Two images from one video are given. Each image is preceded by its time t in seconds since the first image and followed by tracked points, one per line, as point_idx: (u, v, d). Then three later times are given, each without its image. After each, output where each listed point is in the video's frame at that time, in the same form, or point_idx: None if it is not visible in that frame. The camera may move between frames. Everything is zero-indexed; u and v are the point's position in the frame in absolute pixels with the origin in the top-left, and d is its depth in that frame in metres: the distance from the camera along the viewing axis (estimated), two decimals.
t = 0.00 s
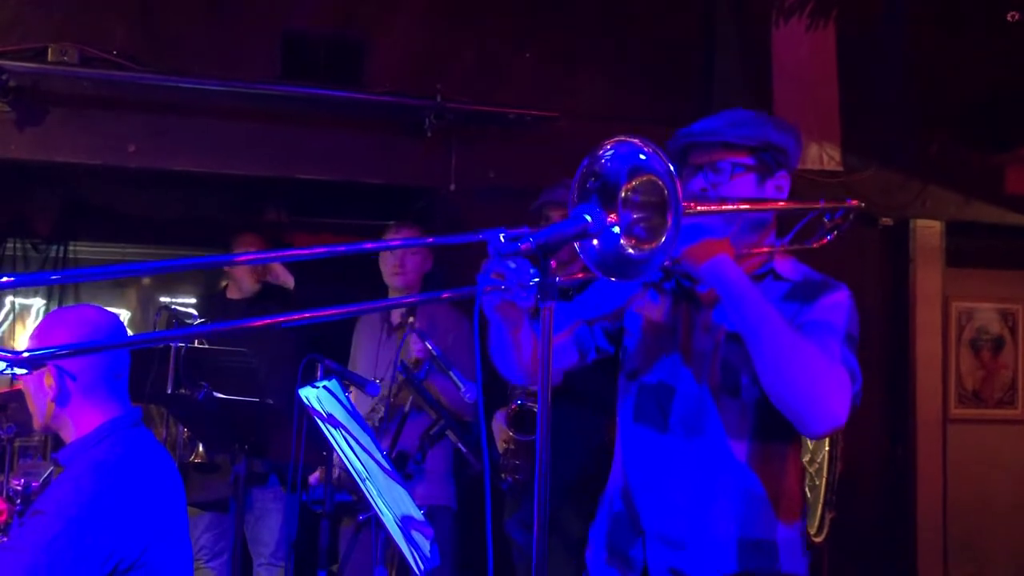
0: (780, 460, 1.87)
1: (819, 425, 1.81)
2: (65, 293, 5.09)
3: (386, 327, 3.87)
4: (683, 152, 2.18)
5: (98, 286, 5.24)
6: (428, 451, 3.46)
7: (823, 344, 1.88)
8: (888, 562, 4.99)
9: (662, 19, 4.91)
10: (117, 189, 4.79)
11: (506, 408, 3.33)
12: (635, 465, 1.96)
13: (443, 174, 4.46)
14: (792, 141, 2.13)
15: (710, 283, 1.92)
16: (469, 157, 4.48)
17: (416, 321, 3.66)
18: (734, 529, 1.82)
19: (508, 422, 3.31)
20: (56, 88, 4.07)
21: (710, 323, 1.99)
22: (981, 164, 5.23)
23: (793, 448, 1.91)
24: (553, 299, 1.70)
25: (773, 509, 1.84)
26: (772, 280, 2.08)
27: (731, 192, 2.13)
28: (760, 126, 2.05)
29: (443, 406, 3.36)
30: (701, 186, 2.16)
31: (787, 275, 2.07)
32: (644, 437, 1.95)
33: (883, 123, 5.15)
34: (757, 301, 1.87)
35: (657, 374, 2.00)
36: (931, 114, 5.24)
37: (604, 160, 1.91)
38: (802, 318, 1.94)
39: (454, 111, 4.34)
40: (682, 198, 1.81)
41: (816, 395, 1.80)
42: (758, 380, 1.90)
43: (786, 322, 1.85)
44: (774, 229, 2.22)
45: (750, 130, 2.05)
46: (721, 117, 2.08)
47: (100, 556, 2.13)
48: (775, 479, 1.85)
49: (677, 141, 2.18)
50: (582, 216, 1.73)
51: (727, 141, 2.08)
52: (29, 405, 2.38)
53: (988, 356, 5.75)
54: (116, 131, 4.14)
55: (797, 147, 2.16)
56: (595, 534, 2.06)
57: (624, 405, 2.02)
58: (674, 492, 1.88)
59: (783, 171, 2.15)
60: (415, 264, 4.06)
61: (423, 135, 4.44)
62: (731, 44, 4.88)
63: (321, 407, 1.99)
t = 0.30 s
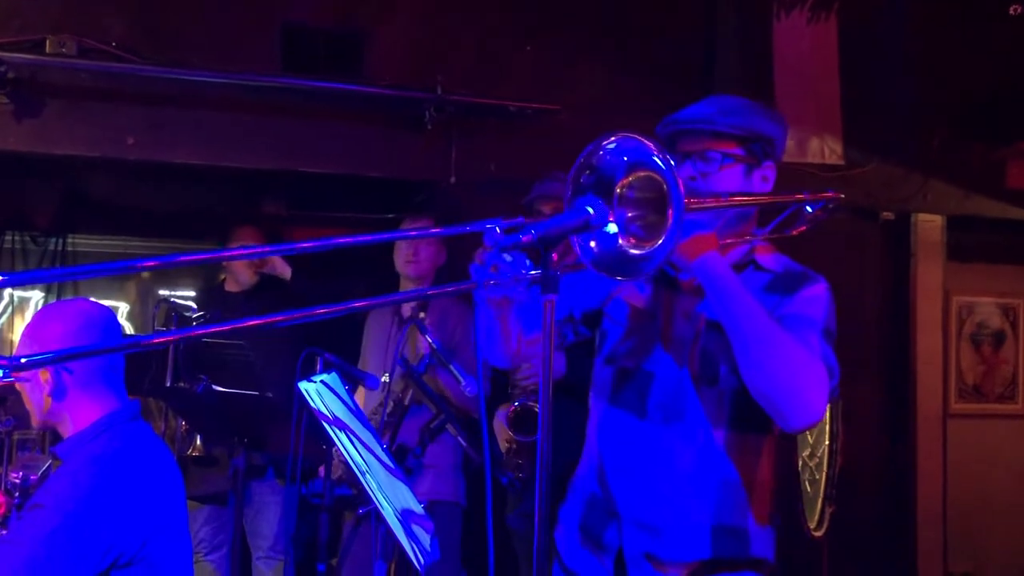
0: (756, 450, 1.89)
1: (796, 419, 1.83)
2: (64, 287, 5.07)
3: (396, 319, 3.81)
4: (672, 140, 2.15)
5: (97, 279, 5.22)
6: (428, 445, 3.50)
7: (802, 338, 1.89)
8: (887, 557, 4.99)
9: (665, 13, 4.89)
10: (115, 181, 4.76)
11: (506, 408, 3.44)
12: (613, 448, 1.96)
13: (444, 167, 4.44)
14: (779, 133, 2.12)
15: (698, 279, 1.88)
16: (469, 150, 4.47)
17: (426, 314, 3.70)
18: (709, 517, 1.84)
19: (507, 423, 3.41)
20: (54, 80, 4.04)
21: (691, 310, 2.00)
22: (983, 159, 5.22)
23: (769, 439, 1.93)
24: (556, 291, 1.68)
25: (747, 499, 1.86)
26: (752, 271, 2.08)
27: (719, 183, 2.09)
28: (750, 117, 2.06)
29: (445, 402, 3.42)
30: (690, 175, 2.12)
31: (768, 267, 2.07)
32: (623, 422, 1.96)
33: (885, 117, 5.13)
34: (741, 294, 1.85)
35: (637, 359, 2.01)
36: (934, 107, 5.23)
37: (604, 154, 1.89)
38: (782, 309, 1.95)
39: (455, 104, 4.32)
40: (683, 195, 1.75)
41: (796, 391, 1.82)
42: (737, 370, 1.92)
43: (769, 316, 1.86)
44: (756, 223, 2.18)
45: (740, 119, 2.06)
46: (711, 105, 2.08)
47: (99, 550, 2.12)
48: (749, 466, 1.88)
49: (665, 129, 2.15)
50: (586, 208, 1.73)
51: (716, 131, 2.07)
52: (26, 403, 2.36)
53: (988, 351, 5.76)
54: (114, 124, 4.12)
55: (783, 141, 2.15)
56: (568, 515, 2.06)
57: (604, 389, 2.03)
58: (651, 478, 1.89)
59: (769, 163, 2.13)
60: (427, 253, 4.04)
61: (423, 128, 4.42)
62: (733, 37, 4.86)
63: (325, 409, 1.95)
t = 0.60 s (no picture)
0: (730, 439, 1.81)
1: (771, 410, 1.77)
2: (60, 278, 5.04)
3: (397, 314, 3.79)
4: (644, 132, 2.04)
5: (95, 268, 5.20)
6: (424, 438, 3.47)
7: (778, 329, 1.83)
8: (885, 550, 4.98)
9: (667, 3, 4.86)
10: (111, 171, 4.74)
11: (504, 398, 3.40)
12: (588, 441, 1.86)
13: (441, 159, 4.41)
14: (752, 122, 2.04)
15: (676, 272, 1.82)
16: (467, 142, 4.44)
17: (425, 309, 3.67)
18: (685, 508, 1.76)
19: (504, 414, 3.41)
20: (49, 69, 4.02)
21: (665, 303, 1.90)
22: (984, 151, 5.19)
23: (743, 427, 1.84)
24: (554, 282, 1.66)
25: (721, 491, 1.78)
26: (727, 263, 1.98)
27: (695, 175, 1.99)
28: (725, 106, 1.97)
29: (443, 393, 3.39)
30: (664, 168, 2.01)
31: (741, 258, 1.98)
32: (598, 415, 1.86)
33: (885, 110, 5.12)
34: (717, 282, 1.78)
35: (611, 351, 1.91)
36: (933, 100, 5.20)
37: (586, 140, 1.75)
38: (756, 301, 1.89)
39: (452, 94, 4.30)
40: (667, 188, 1.69)
41: (772, 384, 1.76)
42: (712, 361, 1.84)
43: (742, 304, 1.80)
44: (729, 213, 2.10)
45: (715, 110, 1.96)
46: (685, 95, 1.98)
47: (95, 541, 2.10)
48: (723, 456, 1.79)
49: (636, 121, 2.04)
50: (584, 196, 1.65)
51: (689, 121, 1.97)
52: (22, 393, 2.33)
53: (987, 345, 5.75)
54: (109, 113, 4.10)
55: (756, 128, 2.06)
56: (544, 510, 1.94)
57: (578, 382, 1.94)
58: (625, 472, 1.79)
59: (743, 153, 2.04)
60: (423, 250, 4.02)
61: (421, 119, 4.40)
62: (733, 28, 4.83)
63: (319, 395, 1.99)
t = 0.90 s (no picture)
0: (725, 434, 1.79)
1: (765, 404, 1.75)
2: (53, 270, 5.07)
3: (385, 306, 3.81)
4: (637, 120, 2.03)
5: (88, 259, 5.20)
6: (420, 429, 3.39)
7: (771, 321, 1.82)
8: (880, 546, 4.98)
9: None
10: (105, 161, 4.71)
11: (505, 396, 3.36)
12: (582, 436, 1.85)
13: (438, 150, 4.39)
14: (748, 112, 2.01)
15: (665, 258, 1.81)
16: (464, 134, 4.42)
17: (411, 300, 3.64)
18: (679, 503, 1.74)
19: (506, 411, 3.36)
20: (43, 57, 3.99)
21: (659, 296, 1.88)
22: (983, 146, 5.19)
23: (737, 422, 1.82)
24: (553, 273, 1.64)
25: (716, 486, 1.76)
26: (723, 256, 1.97)
27: (686, 164, 1.98)
28: (717, 95, 1.95)
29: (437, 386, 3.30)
30: (656, 157, 2.00)
31: (738, 251, 1.96)
32: (591, 410, 1.85)
33: (883, 104, 5.10)
34: (710, 274, 1.77)
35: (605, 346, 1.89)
36: (932, 95, 5.19)
37: (570, 128, 1.78)
38: (751, 293, 1.87)
39: (450, 86, 4.27)
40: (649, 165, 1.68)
41: (766, 378, 1.74)
42: (706, 355, 1.82)
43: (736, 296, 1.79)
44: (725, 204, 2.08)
45: (707, 98, 1.94)
46: (677, 83, 1.96)
47: (87, 534, 2.08)
48: (717, 451, 1.78)
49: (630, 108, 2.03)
50: (582, 187, 1.63)
51: (681, 110, 1.95)
52: (14, 385, 2.31)
53: (982, 341, 5.75)
54: (104, 103, 4.07)
55: (752, 119, 2.05)
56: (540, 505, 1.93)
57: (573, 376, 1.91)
58: (619, 469, 1.78)
59: (738, 143, 2.03)
60: (415, 241, 4.00)
61: (418, 111, 4.37)
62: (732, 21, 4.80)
63: (306, 376, 2.00)
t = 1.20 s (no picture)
0: (726, 426, 1.78)
1: (766, 392, 1.75)
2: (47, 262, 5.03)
3: (368, 301, 3.82)
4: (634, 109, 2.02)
5: (82, 253, 5.16)
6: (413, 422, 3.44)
7: (772, 309, 1.81)
8: (874, 544, 4.97)
9: None
10: (100, 152, 4.68)
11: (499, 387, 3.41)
12: (582, 431, 1.83)
13: (434, 144, 4.38)
14: (745, 99, 2.00)
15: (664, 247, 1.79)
16: (461, 128, 4.41)
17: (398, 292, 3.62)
18: (679, 496, 1.72)
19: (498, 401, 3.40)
20: (38, 47, 3.97)
21: (658, 288, 1.87)
22: (981, 145, 5.20)
23: (738, 413, 1.81)
24: (549, 261, 1.60)
25: (718, 477, 1.75)
26: (722, 245, 1.97)
27: (686, 152, 1.98)
28: (714, 82, 1.93)
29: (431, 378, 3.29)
30: (654, 146, 1.99)
31: (737, 240, 1.97)
32: (592, 403, 1.83)
33: (881, 103, 5.10)
34: (710, 264, 1.76)
35: (605, 338, 1.88)
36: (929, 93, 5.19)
37: (567, 113, 1.76)
38: (751, 282, 1.86)
39: (446, 79, 4.26)
40: (647, 155, 1.68)
41: (767, 366, 1.73)
42: (706, 345, 1.82)
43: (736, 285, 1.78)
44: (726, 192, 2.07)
45: (704, 86, 1.93)
46: (675, 71, 1.95)
47: (78, 523, 2.07)
48: (719, 443, 1.76)
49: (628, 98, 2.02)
50: (580, 175, 1.61)
51: (678, 98, 1.95)
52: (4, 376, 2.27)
53: (977, 341, 5.76)
54: (99, 93, 4.05)
55: (750, 106, 2.03)
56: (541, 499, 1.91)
57: (572, 370, 1.90)
58: (619, 462, 1.76)
59: (735, 130, 2.02)
60: (396, 235, 3.99)
61: (415, 104, 4.35)
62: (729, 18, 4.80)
63: (301, 366, 1.95)
